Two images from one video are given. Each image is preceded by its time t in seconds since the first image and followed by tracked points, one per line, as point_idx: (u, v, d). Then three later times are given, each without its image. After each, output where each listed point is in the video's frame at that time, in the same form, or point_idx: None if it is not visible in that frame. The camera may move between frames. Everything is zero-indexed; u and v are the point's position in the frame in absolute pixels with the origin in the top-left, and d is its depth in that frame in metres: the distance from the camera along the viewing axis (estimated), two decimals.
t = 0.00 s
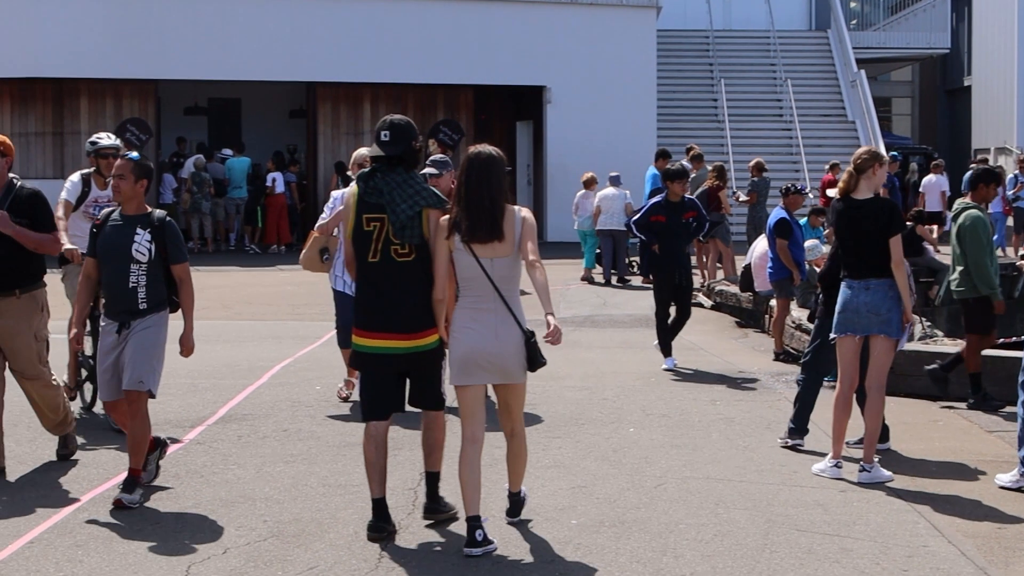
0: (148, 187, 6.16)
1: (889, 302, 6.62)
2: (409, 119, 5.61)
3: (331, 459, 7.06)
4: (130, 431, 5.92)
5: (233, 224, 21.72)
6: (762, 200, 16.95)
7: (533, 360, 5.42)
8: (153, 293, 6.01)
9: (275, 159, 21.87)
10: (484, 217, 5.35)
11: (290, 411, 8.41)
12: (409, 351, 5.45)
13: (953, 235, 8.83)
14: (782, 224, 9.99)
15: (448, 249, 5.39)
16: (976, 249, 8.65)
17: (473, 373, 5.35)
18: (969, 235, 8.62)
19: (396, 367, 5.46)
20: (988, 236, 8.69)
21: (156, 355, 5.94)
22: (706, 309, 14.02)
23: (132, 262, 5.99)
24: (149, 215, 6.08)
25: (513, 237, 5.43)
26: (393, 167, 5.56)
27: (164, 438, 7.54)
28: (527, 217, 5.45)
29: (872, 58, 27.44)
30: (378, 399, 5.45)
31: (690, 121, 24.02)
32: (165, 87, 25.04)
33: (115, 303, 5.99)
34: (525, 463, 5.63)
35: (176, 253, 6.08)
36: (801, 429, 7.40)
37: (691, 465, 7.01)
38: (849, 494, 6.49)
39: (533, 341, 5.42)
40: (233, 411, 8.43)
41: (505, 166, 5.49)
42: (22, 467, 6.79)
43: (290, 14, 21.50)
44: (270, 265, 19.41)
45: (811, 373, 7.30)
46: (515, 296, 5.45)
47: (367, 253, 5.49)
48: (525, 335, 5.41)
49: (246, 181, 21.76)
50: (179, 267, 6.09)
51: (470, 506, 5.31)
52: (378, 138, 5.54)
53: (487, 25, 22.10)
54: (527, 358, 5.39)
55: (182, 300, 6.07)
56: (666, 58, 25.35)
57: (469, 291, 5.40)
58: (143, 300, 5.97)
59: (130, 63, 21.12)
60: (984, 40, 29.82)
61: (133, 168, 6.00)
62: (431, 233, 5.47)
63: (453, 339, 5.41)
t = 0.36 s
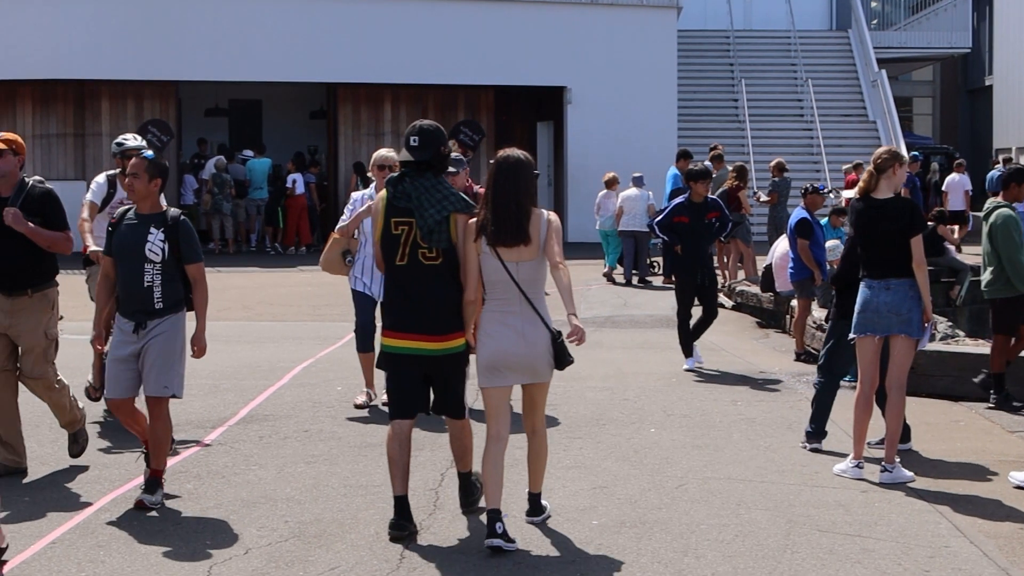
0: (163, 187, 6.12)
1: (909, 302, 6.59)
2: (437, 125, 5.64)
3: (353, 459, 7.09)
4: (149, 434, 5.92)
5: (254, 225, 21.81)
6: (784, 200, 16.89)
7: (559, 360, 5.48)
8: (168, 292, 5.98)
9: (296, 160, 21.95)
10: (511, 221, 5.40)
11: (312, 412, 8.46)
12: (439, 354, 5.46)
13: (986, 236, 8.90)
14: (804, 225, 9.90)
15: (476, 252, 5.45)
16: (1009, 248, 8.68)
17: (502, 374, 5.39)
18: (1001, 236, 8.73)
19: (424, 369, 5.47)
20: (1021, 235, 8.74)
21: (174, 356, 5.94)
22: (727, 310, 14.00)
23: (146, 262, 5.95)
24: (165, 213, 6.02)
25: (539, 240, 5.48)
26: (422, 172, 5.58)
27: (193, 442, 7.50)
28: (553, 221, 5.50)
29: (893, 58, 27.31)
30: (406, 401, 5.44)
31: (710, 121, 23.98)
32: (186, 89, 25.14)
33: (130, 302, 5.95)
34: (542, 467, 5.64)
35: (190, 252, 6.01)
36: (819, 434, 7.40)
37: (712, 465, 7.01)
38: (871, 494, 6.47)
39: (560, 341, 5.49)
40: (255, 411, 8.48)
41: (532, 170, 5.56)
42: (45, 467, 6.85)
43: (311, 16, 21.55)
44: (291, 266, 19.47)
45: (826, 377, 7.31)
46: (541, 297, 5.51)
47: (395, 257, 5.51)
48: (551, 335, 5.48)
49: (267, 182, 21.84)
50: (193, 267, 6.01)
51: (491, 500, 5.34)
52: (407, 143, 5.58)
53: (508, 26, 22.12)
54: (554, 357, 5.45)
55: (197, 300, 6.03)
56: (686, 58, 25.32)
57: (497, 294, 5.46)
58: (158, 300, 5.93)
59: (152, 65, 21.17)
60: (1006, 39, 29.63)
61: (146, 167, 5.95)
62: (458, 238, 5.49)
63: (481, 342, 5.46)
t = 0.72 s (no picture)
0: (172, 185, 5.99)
1: (925, 302, 6.58)
2: (460, 129, 5.64)
3: (370, 460, 7.12)
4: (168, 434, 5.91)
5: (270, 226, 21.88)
6: (800, 200, 16.85)
7: (582, 354, 5.57)
8: (179, 291, 5.87)
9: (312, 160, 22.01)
10: (533, 222, 5.44)
11: (328, 412, 8.49)
12: (463, 356, 5.50)
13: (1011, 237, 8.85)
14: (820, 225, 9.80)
15: (498, 251, 5.50)
16: None
17: (526, 372, 5.43)
18: None
19: (448, 371, 5.51)
20: None
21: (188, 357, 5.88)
22: (743, 310, 13.97)
23: (156, 261, 5.83)
24: (175, 212, 5.91)
25: (560, 239, 5.53)
26: (447, 176, 5.58)
27: (215, 446, 7.45)
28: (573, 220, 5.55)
29: (910, 58, 27.21)
30: (432, 403, 5.50)
31: (726, 121, 23.95)
32: (203, 90, 25.23)
33: (142, 303, 5.83)
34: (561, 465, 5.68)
35: (201, 251, 5.89)
36: (835, 434, 7.38)
37: (729, 466, 7.00)
38: (888, 495, 6.45)
39: (583, 334, 5.58)
40: (272, 412, 8.52)
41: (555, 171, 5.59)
42: (64, 468, 6.90)
43: (328, 17, 21.60)
44: (308, 266, 19.53)
45: (838, 378, 7.32)
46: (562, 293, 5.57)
47: (420, 260, 5.54)
48: (573, 329, 5.56)
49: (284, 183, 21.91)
50: (204, 265, 5.89)
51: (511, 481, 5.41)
52: (433, 147, 5.58)
53: (524, 27, 22.13)
54: (578, 351, 5.54)
55: (208, 299, 5.91)
56: (702, 59, 25.29)
57: (519, 294, 5.51)
58: (170, 300, 5.83)
59: (169, 66, 21.22)
60: None
61: (156, 165, 5.83)
62: (481, 240, 5.52)
63: (504, 341, 5.51)
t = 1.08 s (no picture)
0: (177, 187, 5.98)
1: (935, 302, 6.55)
2: (480, 128, 5.70)
3: (380, 460, 7.13)
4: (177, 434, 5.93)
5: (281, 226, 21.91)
6: (811, 201, 16.81)
7: (598, 349, 5.62)
8: (186, 294, 5.84)
9: (322, 160, 22.06)
10: (548, 219, 5.51)
11: (339, 413, 8.50)
12: (480, 353, 5.55)
13: None
14: (830, 226, 9.74)
15: (512, 247, 5.56)
16: None
17: (541, 370, 5.52)
18: None
19: (465, 368, 5.56)
20: None
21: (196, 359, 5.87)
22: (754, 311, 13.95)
23: (162, 264, 5.81)
24: (178, 214, 5.89)
25: (573, 235, 5.59)
26: (467, 176, 5.66)
27: (230, 449, 7.39)
28: (587, 216, 5.62)
29: (921, 58, 27.12)
30: (450, 400, 5.55)
31: (736, 121, 23.91)
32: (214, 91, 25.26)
33: (147, 306, 5.80)
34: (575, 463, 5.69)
35: (205, 253, 5.86)
36: (845, 434, 7.39)
37: (739, 467, 6.99)
38: (899, 496, 6.44)
39: (597, 329, 5.64)
40: (282, 412, 8.54)
41: (571, 168, 5.65)
42: (75, 468, 6.92)
43: (340, 18, 21.63)
44: (318, 267, 19.55)
45: (844, 378, 7.36)
46: (576, 289, 5.64)
47: (440, 258, 5.61)
48: (588, 323, 5.62)
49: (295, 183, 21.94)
50: (208, 267, 5.86)
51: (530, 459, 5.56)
52: (454, 147, 5.64)
53: (536, 27, 22.14)
54: (593, 344, 5.60)
55: (212, 302, 5.85)
56: (713, 59, 25.28)
57: (535, 291, 5.58)
58: (177, 302, 5.80)
59: (181, 67, 21.26)
60: None
61: (158, 167, 5.81)
62: (498, 238, 5.58)
63: (522, 337, 5.58)
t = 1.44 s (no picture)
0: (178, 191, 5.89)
1: (942, 302, 6.54)
2: (498, 127, 5.78)
3: (389, 461, 7.14)
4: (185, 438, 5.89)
5: (290, 227, 21.95)
6: (820, 201, 16.78)
7: (609, 345, 5.67)
8: (189, 298, 5.75)
9: (331, 162, 22.10)
10: (560, 215, 5.59)
11: (348, 414, 8.52)
12: (499, 348, 5.61)
13: None
14: (840, 227, 9.75)
15: (526, 244, 5.64)
16: None
17: (554, 364, 5.61)
18: None
19: (481, 364, 5.62)
20: None
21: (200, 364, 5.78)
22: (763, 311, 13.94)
23: (164, 268, 5.72)
24: (180, 218, 5.81)
25: (585, 231, 5.66)
26: (484, 174, 5.74)
27: (245, 453, 7.35)
28: (599, 211, 5.69)
29: (930, 58, 27.05)
30: (466, 394, 5.68)
31: (744, 121, 23.90)
32: (222, 92, 25.33)
33: (150, 310, 5.71)
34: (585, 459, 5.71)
35: (206, 257, 5.76)
36: (854, 434, 7.38)
37: (749, 467, 6.99)
38: (908, 496, 6.44)
39: (609, 325, 5.68)
40: (291, 413, 8.55)
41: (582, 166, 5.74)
42: (86, 468, 6.95)
43: (348, 19, 21.65)
44: (326, 267, 19.56)
45: (850, 379, 7.35)
46: (587, 286, 5.70)
47: (457, 255, 5.68)
48: (599, 319, 5.67)
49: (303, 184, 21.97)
50: (208, 271, 5.75)
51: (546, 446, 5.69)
52: (471, 146, 5.73)
53: (544, 28, 22.15)
54: (605, 342, 5.65)
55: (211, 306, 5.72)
56: (721, 59, 25.26)
57: (548, 287, 5.65)
58: (180, 307, 5.71)
59: (190, 69, 21.31)
60: None
61: (159, 170, 5.73)
62: (515, 235, 5.66)
63: (536, 333, 5.65)
